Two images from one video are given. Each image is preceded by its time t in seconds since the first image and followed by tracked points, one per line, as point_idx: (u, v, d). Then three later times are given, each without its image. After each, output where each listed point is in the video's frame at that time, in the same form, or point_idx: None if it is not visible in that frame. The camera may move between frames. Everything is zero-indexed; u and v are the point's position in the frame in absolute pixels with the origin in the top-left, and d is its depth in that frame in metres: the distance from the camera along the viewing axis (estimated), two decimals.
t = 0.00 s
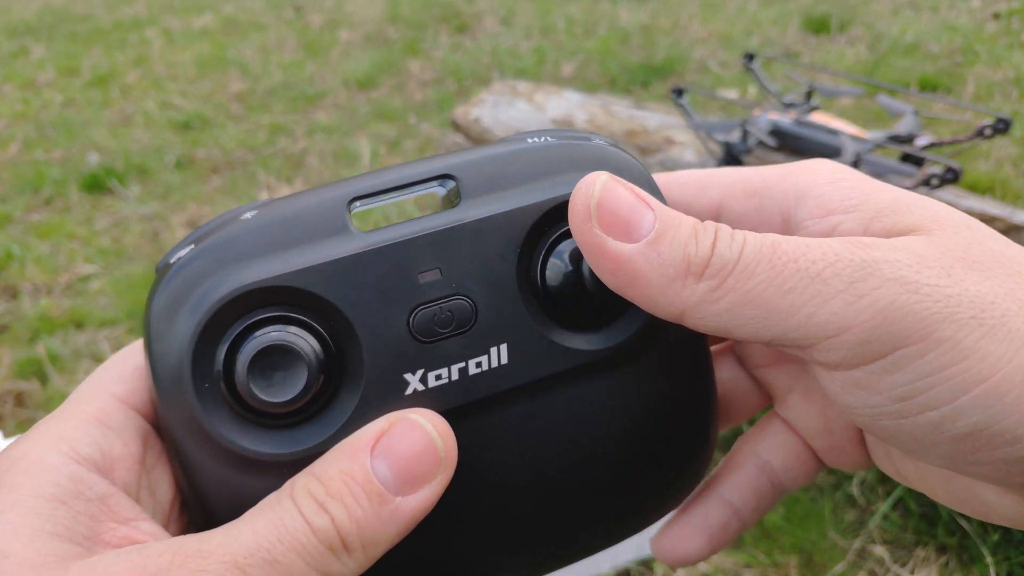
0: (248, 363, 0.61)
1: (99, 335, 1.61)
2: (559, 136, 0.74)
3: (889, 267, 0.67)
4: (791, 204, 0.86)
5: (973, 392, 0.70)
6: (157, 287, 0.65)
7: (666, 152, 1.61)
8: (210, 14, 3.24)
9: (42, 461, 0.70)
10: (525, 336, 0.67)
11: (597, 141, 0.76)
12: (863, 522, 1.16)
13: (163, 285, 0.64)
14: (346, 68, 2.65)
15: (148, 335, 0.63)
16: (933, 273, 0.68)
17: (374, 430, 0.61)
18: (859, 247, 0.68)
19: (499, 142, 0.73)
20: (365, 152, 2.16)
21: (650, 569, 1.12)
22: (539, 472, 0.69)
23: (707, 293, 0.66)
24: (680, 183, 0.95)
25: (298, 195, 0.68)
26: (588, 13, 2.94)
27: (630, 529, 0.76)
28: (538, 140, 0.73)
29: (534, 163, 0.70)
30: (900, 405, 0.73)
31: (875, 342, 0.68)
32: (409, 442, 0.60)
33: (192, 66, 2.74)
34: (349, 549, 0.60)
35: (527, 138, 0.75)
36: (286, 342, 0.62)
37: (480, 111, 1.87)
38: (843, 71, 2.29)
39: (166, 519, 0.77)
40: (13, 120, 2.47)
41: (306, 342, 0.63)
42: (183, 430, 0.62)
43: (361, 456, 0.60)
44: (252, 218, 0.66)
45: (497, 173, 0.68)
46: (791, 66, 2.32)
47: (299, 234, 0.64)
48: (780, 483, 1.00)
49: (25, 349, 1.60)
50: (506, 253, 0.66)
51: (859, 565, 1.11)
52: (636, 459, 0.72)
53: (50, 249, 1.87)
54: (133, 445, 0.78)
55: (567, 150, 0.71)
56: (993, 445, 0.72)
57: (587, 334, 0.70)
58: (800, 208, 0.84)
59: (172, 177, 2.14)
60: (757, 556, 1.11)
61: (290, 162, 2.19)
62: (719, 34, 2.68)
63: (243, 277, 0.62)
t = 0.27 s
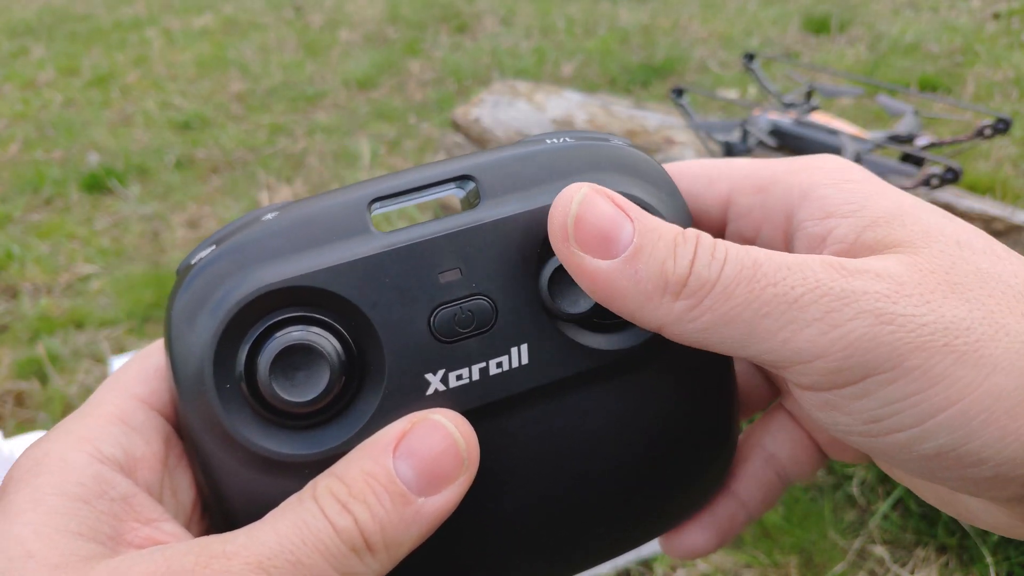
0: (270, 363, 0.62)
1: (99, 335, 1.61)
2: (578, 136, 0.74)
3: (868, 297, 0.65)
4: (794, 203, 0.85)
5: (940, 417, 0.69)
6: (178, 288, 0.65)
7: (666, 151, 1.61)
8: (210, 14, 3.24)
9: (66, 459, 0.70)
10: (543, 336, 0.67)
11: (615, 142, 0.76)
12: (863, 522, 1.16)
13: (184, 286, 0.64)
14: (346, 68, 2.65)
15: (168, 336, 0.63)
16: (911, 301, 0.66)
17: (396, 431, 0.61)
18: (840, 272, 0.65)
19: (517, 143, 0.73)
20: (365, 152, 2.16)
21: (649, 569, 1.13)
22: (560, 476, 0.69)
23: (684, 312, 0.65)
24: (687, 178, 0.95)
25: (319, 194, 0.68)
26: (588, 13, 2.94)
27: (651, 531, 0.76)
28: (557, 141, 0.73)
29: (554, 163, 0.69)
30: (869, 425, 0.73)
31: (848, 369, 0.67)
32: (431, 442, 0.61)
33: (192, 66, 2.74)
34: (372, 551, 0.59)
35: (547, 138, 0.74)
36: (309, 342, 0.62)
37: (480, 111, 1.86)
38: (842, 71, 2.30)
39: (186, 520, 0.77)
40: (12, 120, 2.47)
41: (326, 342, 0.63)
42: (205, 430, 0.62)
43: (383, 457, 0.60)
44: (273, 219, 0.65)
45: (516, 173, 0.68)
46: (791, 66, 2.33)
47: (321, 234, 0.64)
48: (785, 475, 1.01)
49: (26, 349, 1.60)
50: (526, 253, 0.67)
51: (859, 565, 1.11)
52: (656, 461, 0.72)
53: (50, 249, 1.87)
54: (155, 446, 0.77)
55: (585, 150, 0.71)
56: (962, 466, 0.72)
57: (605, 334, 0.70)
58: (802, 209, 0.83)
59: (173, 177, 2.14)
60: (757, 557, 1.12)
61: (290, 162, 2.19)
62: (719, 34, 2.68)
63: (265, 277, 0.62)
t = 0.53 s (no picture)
0: (272, 371, 0.62)
1: (99, 335, 1.61)
2: (581, 147, 0.74)
3: (866, 318, 0.65)
4: (786, 210, 0.84)
5: (946, 430, 0.69)
6: (180, 294, 0.65)
7: (666, 151, 1.61)
8: (210, 14, 3.24)
9: (67, 463, 0.70)
10: (545, 345, 0.67)
11: (618, 151, 0.76)
12: (863, 522, 1.16)
13: (187, 292, 0.64)
14: (346, 68, 2.65)
15: (170, 342, 0.63)
16: (908, 317, 0.66)
17: (397, 440, 0.61)
18: (836, 294, 0.65)
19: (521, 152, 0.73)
20: (365, 152, 2.16)
21: (650, 569, 1.13)
22: (565, 485, 0.69)
23: (683, 347, 0.65)
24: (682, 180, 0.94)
25: (322, 203, 0.68)
26: (588, 13, 2.95)
27: (652, 542, 0.76)
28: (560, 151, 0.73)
29: (558, 173, 0.69)
30: (874, 441, 0.73)
31: (848, 389, 0.67)
32: (432, 452, 0.61)
33: (192, 66, 2.74)
34: (372, 561, 0.59)
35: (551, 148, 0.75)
36: (311, 351, 0.62)
37: (480, 111, 1.87)
38: (842, 71, 2.29)
39: (186, 526, 0.77)
40: (12, 120, 2.47)
41: (328, 351, 0.63)
42: (205, 436, 0.62)
43: (384, 466, 0.60)
44: (277, 227, 0.65)
45: (520, 184, 0.68)
46: (791, 66, 2.33)
47: (325, 243, 0.64)
48: (791, 483, 1.00)
49: (26, 349, 1.60)
50: (527, 264, 0.67)
51: (859, 565, 1.11)
52: (661, 471, 0.72)
53: (50, 249, 1.87)
54: (156, 451, 0.77)
55: (589, 160, 0.71)
56: (970, 476, 0.72)
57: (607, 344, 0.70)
58: (794, 215, 0.83)
59: (173, 177, 2.14)
60: (757, 556, 1.12)
61: (290, 162, 2.19)
62: (719, 34, 2.68)
63: (267, 287, 0.62)
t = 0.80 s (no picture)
0: (259, 375, 0.62)
1: (99, 335, 1.61)
2: (572, 155, 0.75)
3: (893, 301, 0.65)
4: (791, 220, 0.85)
5: (978, 414, 0.68)
6: (172, 299, 0.65)
7: (666, 151, 1.61)
8: (210, 14, 3.24)
9: (55, 467, 0.70)
10: (534, 351, 0.67)
11: (609, 159, 0.76)
12: (863, 522, 1.16)
13: (178, 296, 0.64)
14: (346, 68, 2.65)
15: (161, 346, 0.64)
16: (934, 302, 0.66)
17: (381, 445, 0.61)
18: (863, 278, 0.66)
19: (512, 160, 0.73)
20: (365, 152, 2.16)
21: (649, 570, 1.13)
22: (552, 490, 0.68)
23: (713, 333, 0.65)
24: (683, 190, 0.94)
25: (313, 209, 0.68)
26: (588, 13, 2.95)
27: (642, 551, 0.75)
28: (551, 159, 0.73)
29: (547, 181, 0.70)
30: (905, 428, 0.72)
31: (879, 373, 0.67)
32: (415, 457, 0.61)
33: (192, 66, 2.74)
34: (356, 564, 0.59)
35: (541, 157, 0.75)
36: (298, 355, 0.62)
37: (480, 111, 1.87)
38: (842, 71, 2.30)
39: (176, 532, 0.77)
40: (12, 120, 2.47)
41: (315, 356, 0.63)
42: (195, 438, 0.62)
43: (368, 471, 0.60)
44: (268, 232, 0.66)
45: (509, 191, 0.69)
46: (791, 66, 2.33)
47: (315, 248, 0.64)
48: (792, 491, 1.00)
49: (26, 349, 1.60)
50: (516, 270, 0.67)
51: (859, 565, 1.11)
52: (649, 479, 0.71)
53: (50, 249, 1.87)
54: (146, 456, 0.77)
55: (579, 168, 0.72)
56: (1001, 461, 0.71)
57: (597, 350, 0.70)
58: (801, 224, 0.83)
59: (172, 177, 2.14)
60: (757, 556, 1.12)
61: (290, 162, 2.19)
62: (719, 34, 2.68)
63: (256, 292, 0.62)
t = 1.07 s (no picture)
0: (263, 381, 0.61)
1: (99, 335, 1.61)
2: (573, 166, 0.75)
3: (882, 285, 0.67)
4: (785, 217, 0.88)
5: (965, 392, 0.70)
6: (176, 303, 0.66)
7: (666, 151, 1.59)
8: (210, 14, 3.24)
9: (55, 472, 0.72)
10: (536, 358, 0.67)
11: (610, 171, 0.77)
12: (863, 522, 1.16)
13: (183, 301, 0.65)
14: (346, 68, 2.65)
15: (165, 349, 0.64)
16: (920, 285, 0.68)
17: (381, 451, 0.61)
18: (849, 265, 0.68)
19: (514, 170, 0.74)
20: (365, 152, 2.16)
21: (650, 569, 1.13)
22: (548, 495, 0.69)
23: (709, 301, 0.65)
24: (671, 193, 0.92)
25: (317, 216, 0.69)
26: (588, 13, 2.95)
27: (639, 558, 0.75)
28: (553, 170, 0.74)
29: (549, 192, 0.70)
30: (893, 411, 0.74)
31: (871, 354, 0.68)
32: (415, 463, 0.61)
33: (192, 66, 2.74)
34: (356, 569, 0.60)
35: (543, 167, 0.76)
36: (301, 361, 0.62)
37: (480, 111, 1.87)
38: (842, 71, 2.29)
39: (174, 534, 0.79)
40: (12, 120, 2.47)
41: (318, 362, 0.63)
42: (195, 442, 0.63)
43: (368, 476, 0.60)
44: (272, 238, 0.67)
45: (511, 200, 0.69)
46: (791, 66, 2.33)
47: (319, 255, 0.65)
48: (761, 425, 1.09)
49: (26, 349, 1.60)
50: (519, 278, 0.67)
51: (858, 565, 1.11)
52: (648, 486, 0.71)
53: (51, 249, 1.87)
54: (145, 459, 0.79)
55: (581, 179, 0.72)
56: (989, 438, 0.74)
57: (599, 357, 0.70)
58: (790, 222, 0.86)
59: (173, 177, 2.14)
60: (757, 556, 1.12)
61: (290, 162, 2.19)
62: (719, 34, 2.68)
63: (259, 297, 0.63)
